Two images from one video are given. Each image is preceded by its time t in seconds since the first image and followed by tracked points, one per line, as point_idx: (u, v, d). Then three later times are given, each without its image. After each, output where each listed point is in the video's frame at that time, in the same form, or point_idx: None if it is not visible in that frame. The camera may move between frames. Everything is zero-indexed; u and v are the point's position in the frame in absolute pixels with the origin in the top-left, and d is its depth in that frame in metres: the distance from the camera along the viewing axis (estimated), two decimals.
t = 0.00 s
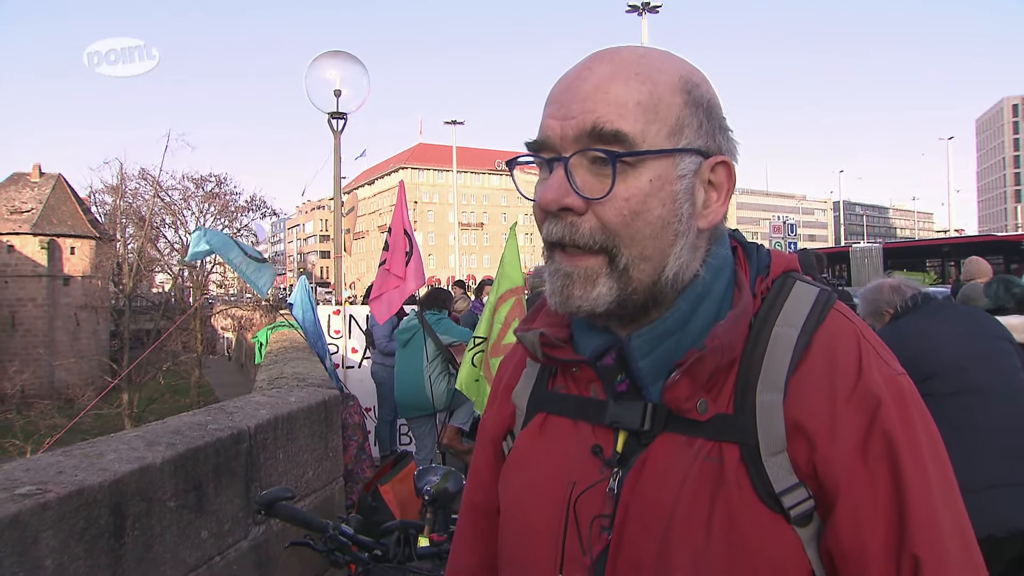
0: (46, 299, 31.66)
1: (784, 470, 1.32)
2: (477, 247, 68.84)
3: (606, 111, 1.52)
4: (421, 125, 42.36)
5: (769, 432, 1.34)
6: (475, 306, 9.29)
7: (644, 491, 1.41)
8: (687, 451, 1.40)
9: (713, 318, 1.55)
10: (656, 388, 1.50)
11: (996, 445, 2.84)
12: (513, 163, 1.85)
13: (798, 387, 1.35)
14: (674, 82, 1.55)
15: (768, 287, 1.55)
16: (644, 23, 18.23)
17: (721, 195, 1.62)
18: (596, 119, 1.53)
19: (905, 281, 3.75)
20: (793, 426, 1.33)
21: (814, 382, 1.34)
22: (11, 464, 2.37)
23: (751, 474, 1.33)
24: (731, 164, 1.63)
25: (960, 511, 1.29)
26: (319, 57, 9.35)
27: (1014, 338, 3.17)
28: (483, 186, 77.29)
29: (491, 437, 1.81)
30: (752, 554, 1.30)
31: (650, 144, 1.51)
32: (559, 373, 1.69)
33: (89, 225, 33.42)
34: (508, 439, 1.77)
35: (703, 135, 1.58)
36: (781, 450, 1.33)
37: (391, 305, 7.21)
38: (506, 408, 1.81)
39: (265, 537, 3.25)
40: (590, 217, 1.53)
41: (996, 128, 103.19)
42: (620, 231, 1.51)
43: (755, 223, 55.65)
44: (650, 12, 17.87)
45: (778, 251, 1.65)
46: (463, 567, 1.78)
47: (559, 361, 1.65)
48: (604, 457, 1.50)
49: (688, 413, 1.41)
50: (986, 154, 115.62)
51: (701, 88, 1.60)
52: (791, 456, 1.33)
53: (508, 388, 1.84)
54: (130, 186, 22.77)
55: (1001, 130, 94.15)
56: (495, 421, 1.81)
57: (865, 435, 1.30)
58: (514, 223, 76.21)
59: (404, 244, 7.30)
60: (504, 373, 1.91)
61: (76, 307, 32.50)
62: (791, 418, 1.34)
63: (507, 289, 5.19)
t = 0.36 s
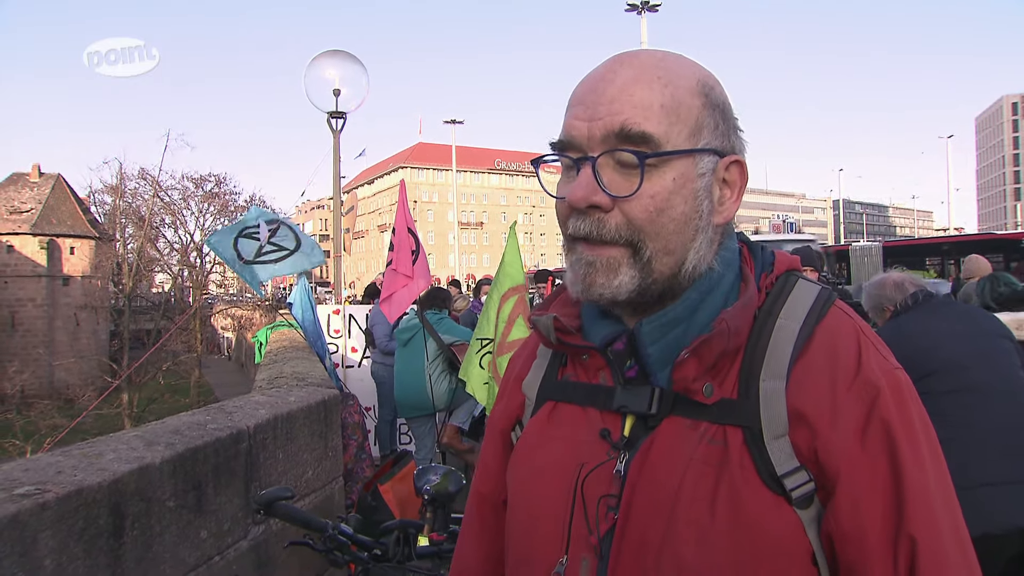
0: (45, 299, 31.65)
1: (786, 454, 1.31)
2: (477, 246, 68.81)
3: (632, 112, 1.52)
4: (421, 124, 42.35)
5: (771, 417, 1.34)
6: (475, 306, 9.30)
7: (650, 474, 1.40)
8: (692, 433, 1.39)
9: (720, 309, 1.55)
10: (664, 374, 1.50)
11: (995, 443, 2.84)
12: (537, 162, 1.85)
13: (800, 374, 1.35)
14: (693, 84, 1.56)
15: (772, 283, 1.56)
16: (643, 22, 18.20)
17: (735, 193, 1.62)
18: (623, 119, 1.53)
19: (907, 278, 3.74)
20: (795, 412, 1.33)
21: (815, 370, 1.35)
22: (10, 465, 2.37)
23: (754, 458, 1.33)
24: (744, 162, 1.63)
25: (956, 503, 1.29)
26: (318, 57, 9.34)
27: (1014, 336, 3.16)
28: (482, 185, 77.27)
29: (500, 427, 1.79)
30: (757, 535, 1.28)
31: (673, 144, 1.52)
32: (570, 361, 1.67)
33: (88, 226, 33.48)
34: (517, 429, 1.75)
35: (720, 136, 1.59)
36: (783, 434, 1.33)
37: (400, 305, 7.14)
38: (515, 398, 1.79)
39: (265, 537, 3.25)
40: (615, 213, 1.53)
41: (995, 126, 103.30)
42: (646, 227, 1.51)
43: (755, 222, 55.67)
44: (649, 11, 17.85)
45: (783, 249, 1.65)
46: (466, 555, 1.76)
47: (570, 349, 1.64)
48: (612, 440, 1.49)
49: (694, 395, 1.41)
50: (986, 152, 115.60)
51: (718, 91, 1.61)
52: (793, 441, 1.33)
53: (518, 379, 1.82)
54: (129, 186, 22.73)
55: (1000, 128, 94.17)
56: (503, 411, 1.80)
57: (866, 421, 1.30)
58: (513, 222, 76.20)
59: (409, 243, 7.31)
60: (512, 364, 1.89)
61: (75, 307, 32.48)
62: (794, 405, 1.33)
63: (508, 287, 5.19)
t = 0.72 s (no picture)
0: (46, 298, 31.68)
1: (793, 455, 1.31)
2: (477, 245, 68.80)
3: (632, 110, 1.52)
4: (421, 122, 42.37)
5: (779, 417, 1.33)
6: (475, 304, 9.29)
7: (657, 475, 1.39)
8: (699, 435, 1.39)
9: (724, 310, 1.55)
10: (669, 374, 1.49)
11: (995, 442, 2.86)
12: (540, 159, 1.85)
13: (806, 375, 1.35)
14: (695, 82, 1.55)
15: (779, 283, 1.55)
16: (644, 21, 18.17)
17: (738, 192, 1.62)
18: (623, 117, 1.52)
19: (909, 277, 3.73)
20: (802, 413, 1.33)
21: (821, 371, 1.34)
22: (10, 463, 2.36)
23: (761, 459, 1.32)
24: (747, 161, 1.63)
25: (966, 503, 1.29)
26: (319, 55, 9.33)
27: (1013, 335, 3.16)
28: (483, 184, 77.29)
29: (504, 427, 1.77)
30: (763, 537, 1.28)
31: (673, 142, 1.51)
32: (575, 361, 1.65)
33: (89, 224, 33.50)
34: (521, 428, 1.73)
35: (722, 134, 1.58)
36: (789, 436, 1.33)
37: (398, 303, 7.19)
38: (520, 398, 1.78)
39: (265, 536, 3.25)
40: (615, 210, 1.52)
41: (996, 125, 103.32)
42: (645, 224, 1.51)
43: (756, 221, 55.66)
44: (651, 9, 17.83)
45: (789, 249, 1.64)
46: (470, 556, 1.75)
47: (575, 350, 1.62)
48: (618, 441, 1.48)
49: (701, 396, 1.40)
50: (987, 151, 115.58)
51: (721, 89, 1.60)
52: (799, 442, 1.33)
53: (523, 378, 1.80)
54: (130, 184, 22.72)
55: (1001, 127, 94.18)
56: (508, 412, 1.78)
57: (874, 420, 1.29)
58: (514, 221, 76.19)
59: (409, 242, 7.33)
60: (517, 364, 1.88)
61: (75, 305, 32.44)
62: (801, 406, 1.33)
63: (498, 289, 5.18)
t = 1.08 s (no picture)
0: (47, 301, 31.73)
1: (799, 455, 1.31)
2: (477, 248, 68.79)
3: (636, 113, 1.52)
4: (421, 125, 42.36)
5: (785, 418, 1.33)
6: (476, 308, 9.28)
7: (664, 475, 1.39)
8: (705, 435, 1.39)
9: (730, 313, 1.55)
10: (677, 376, 1.49)
11: (994, 444, 2.85)
12: (545, 163, 1.85)
13: (812, 376, 1.35)
14: (699, 89, 1.56)
15: (782, 286, 1.56)
16: (643, 23, 18.16)
17: (740, 195, 1.62)
18: (628, 120, 1.52)
19: (908, 281, 3.72)
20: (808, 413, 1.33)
21: (827, 372, 1.34)
22: (10, 466, 2.36)
23: (767, 458, 1.32)
24: (750, 165, 1.63)
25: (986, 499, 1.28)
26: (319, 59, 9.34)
27: (1012, 337, 3.15)
28: (483, 187, 77.32)
29: (508, 426, 1.75)
30: (769, 535, 1.28)
31: (678, 145, 1.51)
32: (582, 363, 1.64)
33: (89, 227, 33.55)
34: (525, 430, 1.72)
35: (726, 138, 1.58)
36: (795, 435, 1.32)
37: (390, 304, 7.17)
38: (525, 397, 1.75)
39: (265, 540, 3.24)
40: (621, 212, 1.52)
41: (996, 127, 103.37)
42: (650, 226, 1.51)
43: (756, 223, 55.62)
44: (650, 12, 17.82)
45: (793, 253, 1.65)
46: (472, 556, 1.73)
47: (583, 351, 1.61)
48: (625, 441, 1.47)
49: (708, 398, 1.40)
50: (987, 153, 115.53)
51: (724, 94, 1.60)
52: (805, 442, 1.33)
53: (527, 378, 1.79)
54: (130, 187, 22.71)
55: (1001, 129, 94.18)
56: (512, 410, 1.76)
57: (880, 417, 1.29)
58: (514, 224, 76.19)
59: (404, 244, 7.26)
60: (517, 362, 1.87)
61: (75, 308, 32.45)
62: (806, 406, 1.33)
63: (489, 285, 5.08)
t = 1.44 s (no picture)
0: (47, 299, 31.74)
1: (793, 453, 1.31)
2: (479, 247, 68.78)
3: (635, 114, 1.52)
4: (422, 124, 42.33)
5: (782, 416, 1.33)
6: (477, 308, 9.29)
7: (662, 472, 1.39)
8: (703, 433, 1.39)
9: (726, 313, 1.55)
10: (674, 375, 1.49)
11: (994, 445, 2.85)
12: (545, 163, 1.85)
13: (807, 374, 1.35)
14: (697, 90, 1.56)
15: (778, 287, 1.56)
16: (645, 23, 18.14)
17: (737, 197, 1.62)
18: (626, 120, 1.53)
19: (912, 280, 3.70)
20: (801, 412, 1.33)
21: (821, 369, 1.34)
22: (11, 464, 2.36)
23: (763, 457, 1.32)
24: (746, 167, 1.63)
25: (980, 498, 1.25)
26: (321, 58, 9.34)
27: (1013, 340, 3.15)
28: (484, 186, 77.32)
29: (507, 424, 1.74)
30: (759, 532, 1.28)
31: (675, 146, 1.52)
32: (580, 362, 1.64)
33: (91, 225, 33.56)
34: (524, 430, 1.70)
35: (722, 141, 1.58)
36: (791, 433, 1.32)
37: (389, 300, 7.15)
38: (522, 395, 1.75)
39: (266, 539, 3.24)
40: (617, 212, 1.52)
41: (998, 128, 103.30)
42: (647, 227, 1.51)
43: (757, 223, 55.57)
44: (653, 12, 17.82)
45: (789, 255, 1.66)
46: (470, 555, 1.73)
47: (582, 349, 1.61)
48: (623, 439, 1.47)
49: (704, 396, 1.40)
50: (989, 155, 115.40)
51: (721, 97, 1.60)
52: (800, 440, 1.33)
53: (526, 376, 1.78)
54: (132, 185, 22.71)
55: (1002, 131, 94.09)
56: (510, 410, 1.76)
57: (869, 412, 1.29)
58: (515, 223, 76.17)
59: (404, 243, 7.26)
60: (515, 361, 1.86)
61: (76, 306, 32.47)
62: (801, 405, 1.33)
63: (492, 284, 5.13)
